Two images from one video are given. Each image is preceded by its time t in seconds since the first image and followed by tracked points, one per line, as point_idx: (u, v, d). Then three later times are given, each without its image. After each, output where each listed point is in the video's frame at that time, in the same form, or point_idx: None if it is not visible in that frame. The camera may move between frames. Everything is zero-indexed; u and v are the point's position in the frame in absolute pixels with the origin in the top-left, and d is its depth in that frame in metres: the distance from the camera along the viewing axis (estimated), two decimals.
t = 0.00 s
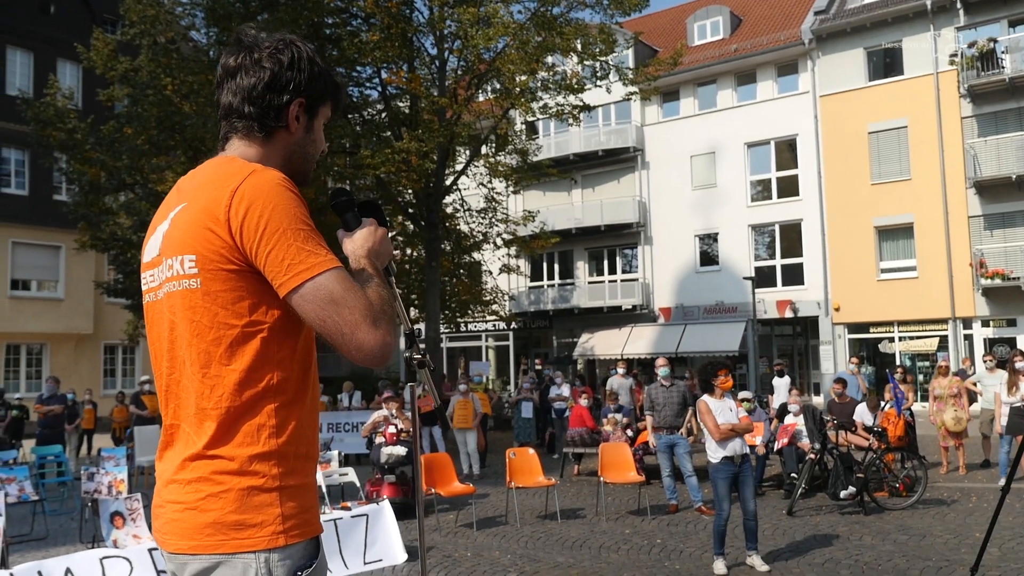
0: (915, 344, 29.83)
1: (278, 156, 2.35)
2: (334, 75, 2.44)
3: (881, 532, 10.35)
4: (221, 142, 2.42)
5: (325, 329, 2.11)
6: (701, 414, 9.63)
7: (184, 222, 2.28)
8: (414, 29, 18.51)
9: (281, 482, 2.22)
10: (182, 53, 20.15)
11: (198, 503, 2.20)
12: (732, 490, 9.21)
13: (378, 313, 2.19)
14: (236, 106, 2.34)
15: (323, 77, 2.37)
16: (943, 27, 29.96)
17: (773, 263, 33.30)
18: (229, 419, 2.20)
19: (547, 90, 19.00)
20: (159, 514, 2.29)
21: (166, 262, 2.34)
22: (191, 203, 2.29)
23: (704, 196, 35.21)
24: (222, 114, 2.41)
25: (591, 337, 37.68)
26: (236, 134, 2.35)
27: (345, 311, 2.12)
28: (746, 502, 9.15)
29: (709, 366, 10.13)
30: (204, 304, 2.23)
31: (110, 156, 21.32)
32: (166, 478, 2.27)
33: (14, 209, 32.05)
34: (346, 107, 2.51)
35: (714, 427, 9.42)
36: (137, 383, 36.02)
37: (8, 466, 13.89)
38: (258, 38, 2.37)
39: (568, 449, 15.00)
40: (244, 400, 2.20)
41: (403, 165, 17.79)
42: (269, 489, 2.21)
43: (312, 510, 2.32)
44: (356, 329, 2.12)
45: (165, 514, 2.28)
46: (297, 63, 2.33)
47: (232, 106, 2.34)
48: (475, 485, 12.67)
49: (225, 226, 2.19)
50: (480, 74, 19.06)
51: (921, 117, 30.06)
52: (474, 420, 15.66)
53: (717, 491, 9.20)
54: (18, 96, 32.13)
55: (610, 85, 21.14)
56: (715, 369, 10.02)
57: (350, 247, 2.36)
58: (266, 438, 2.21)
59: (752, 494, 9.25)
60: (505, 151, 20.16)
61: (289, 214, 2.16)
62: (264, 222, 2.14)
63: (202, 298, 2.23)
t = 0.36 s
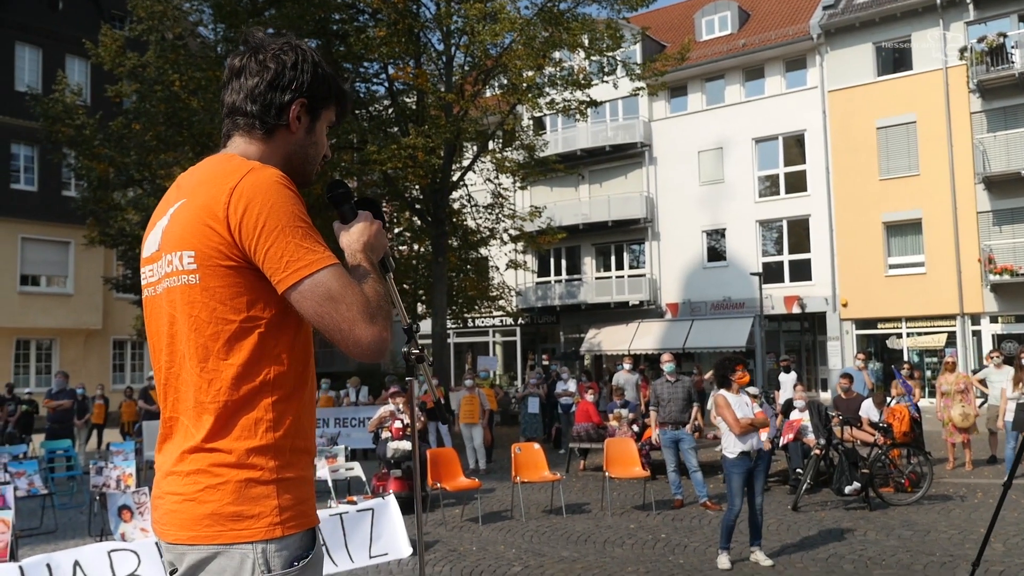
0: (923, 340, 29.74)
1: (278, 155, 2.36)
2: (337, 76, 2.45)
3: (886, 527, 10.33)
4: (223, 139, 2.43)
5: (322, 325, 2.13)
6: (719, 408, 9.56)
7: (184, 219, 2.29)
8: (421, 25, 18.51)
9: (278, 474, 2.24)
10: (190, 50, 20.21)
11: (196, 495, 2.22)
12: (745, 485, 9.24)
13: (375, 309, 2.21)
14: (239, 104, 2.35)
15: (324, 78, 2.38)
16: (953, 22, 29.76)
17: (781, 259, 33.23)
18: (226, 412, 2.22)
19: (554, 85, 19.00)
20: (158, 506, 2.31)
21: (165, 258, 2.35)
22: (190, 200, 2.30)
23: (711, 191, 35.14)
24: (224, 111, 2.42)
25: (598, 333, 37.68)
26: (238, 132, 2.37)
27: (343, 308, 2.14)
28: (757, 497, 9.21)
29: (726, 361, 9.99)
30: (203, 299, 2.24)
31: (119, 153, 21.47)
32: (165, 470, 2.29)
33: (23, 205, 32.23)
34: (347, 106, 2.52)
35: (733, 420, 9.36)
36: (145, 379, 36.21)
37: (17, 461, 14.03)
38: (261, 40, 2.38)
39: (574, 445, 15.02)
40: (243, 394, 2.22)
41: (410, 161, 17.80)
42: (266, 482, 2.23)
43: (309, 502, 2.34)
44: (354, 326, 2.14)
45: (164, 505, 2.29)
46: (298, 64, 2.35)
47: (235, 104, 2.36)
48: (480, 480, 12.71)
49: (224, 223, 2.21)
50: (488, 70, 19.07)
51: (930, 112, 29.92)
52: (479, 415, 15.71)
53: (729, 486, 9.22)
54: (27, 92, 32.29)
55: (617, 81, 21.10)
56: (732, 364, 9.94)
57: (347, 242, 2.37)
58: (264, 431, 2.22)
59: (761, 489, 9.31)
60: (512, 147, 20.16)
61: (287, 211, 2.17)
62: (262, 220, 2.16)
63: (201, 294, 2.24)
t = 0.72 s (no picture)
0: (930, 333, 29.65)
1: (274, 154, 2.38)
2: (332, 75, 2.46)
3: (892, 521, 10.32)
4: (220, 139, 2.45)
5: (318, 320, 2.15)
6: (731, 400, 9.52)
7: (181, 218, 2.31)
8: (425, 20, 18.50)
9: (276, 468, 2.26)
10: (196, 47, 20.22)
11: (196, 489, 2.24)
12: (754, 478, 9.17)
13: (370, 305, 2.22)
14: (235, 104, 2.37)
15: (320, 77, 2.40)
16: (960, 13, 29.58)
17: (788, 252, 33.14)
18: (225, 407, 2.24)
19: (560, 80, 18.98)
20: (159, 499, 2.34)
21: (164, 256, 2.37)
22: (188, 199, 2.32)
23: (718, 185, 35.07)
24: (222, 112, 2.44)
25: (605, 327, 37.67)
26: (235, 131, 2.38)
27: (339, 304, 2.16)
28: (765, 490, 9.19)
29: (739, 354, 9.92)
30: (201, 297, 2.26)
31: (125, 150, 21.59)
32: (165, 465, 2.32)
33: (30, 202, 32.42)
34: (343, 105, 2.53)
35: (746, 414, 9.36)
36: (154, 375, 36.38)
37: (27, 456, 14.14)
38: (257, 41, 2.40)
39: (581, 439, 15.06)
40: (240, 389, 2.24)
41: (415, 157, 17.82)
42: (264, 476, 2.25)
43: (307, 494, 2.36)
44: (349, 320, 2.15)
45: (165, 499, 2.32)
46: (294, 63, 2.36)
47: (232, 104, 2.38)
48: (486, 475, 12.74)
49: (221, 222, 2.22)
50: (492, 65, 19.09)
51: (937, 104, 29.78)
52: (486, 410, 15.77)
53: (739, 480, 9.16)
54: (34, 90, 32.48)
55: (622, 75, 21.04)
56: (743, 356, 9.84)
57: (343, 240, 2.38)
58: (261, 426, 2.24)
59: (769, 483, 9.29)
60: (517, 142, 20.15)
61: (282, 209, 2.19)
62: (258, 218, 2.17)
63: (199, 291, 2.26)
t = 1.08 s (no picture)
0: (937, 328, 29.58)
1: (270, 152, 2.39)
2: (326, 72, 2.48)
3: (896, 516, 10.32)
4: (218, 138, 2.46)
5: (314, 317, 2.17)
6: (738, 395, 9.46)
7: (180, 215, 2.33)
8: (430, 17, 18.53)
9: (272, 464, 2.27)
10: (202, 45, 20.29)
11: (193, 483, 2.26)
12: (758, 474, 9.20)
13: (366, 303, 2.24)
14: (231, 102, 2.39)
15: (314, 74, 2.41)
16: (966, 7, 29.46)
17: (794, 248, 33.09)
18: (223, 402, 2.26)
19: (564, 77, 19.01)
20: (157, 493, 2.35)
21: (163, 253, 2.38)
22: (187, 198, 2.34)
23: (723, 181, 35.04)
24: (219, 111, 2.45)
25: (610, 324, 37.67)
26: (232, 128, 2.40)
27: (335, 301, 2.17)
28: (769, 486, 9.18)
29: (746, 350, 9.95)
30: (200, 294, 2.28)
31: (132, 148, 21.71)
32: (163, 459, 2.33)
33: (38, 201, 32.60)
34: (338, 101, 2.54)
35: (751, 409, 9.31)
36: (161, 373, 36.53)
37: (36, 453, 14.24)
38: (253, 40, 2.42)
39: (586, 435, 15.07)
40: (239, 385, 2.25)
41: (420, 154, 17.83)
42: (260, 470, 2.26)
43: (301, 490, 2.37)
44: (344, 318, 2.17)
45: (163, 494, 2.34)
46: (288, 61, 2.38)
47: (228, 102, 2.39)
48: (491, 471, 12.77)
49: (219, 221, 2.24)
50: (497, 62, 19.12)
51: (943, 99, 29.67)
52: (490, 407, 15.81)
53: (742, 474, 9.19)
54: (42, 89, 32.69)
55: (627, 71, 21.03)
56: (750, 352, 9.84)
57: (341, 239, 2.38)
58: (259, 421, 2.26)
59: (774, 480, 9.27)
60: (522, 139, 20.17)
61: (281, 209, 2.21)
62: (256, 216, 2.19)
63: (198, 288, 2.27)
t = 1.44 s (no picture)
0: (949, 324, 29.40)
1: (260, 158, 2.47)
2: (309, 74, 2.51)
3: (908, 513, 10.28)
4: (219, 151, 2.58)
5: (279, 315, 2.15)
6: (744, 394, 9.50)
7: (174, 222, 2.40)
8: (437, 17, 18.55)
9: (266, 455, 2.29)
10: (211, 47, 20.41)
11: (196, 475, 2.32)
12: (767, 472, 9.16)
13: (332, 298, 2.17)
14: (220, 115, 2.48)
15: (290, 77, 2.46)
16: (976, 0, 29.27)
17: (804, 245, 32.97)
18: (213, 399, 2.30)
19: (572, 75, 19.03)
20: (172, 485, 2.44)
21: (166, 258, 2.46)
22: (181, 205, 2.41)
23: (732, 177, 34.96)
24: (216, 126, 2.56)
25: (620, 322, 37.64)
26: (224, 140, 2.50)
27: (296, 299, 2.14)
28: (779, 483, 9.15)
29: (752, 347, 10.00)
30: (188, 295, 2.33)
31: (142, 150, 21.90)
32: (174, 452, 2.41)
33: (50, 203, 32.85)
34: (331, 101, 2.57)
35: (757, 407, 9.35)
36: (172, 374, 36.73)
37: (51, 454, 14.36)
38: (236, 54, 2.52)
39: (596, 434, 15.08)
40: (226, 381, 2.29)
41: (428, 154, 17.86)
42: (256, 462, 2.29)
43: (302, 481, 2.38)
44: (303, 316, 2.12)
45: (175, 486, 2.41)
46: (266, 70, 2.45)
47: (218, 116, 2.49)
48: (501, 470, 12.79)
49: (202, 226, 2.30)
50: (504, 61, 19.17)
51: (953, 93, 29.50)
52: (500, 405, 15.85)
53: (751, 471, 9.17)
54: (53, 92, 32.94)
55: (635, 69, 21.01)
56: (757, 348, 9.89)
57: (335, 240, 2.35)
58: (249, 416, 2.28)
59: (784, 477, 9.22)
60: (530, 138, 20.19)
61: (252, 210, 2.24)
62: (231, 219, 2.23)
63: (187, 289, 2.32)
